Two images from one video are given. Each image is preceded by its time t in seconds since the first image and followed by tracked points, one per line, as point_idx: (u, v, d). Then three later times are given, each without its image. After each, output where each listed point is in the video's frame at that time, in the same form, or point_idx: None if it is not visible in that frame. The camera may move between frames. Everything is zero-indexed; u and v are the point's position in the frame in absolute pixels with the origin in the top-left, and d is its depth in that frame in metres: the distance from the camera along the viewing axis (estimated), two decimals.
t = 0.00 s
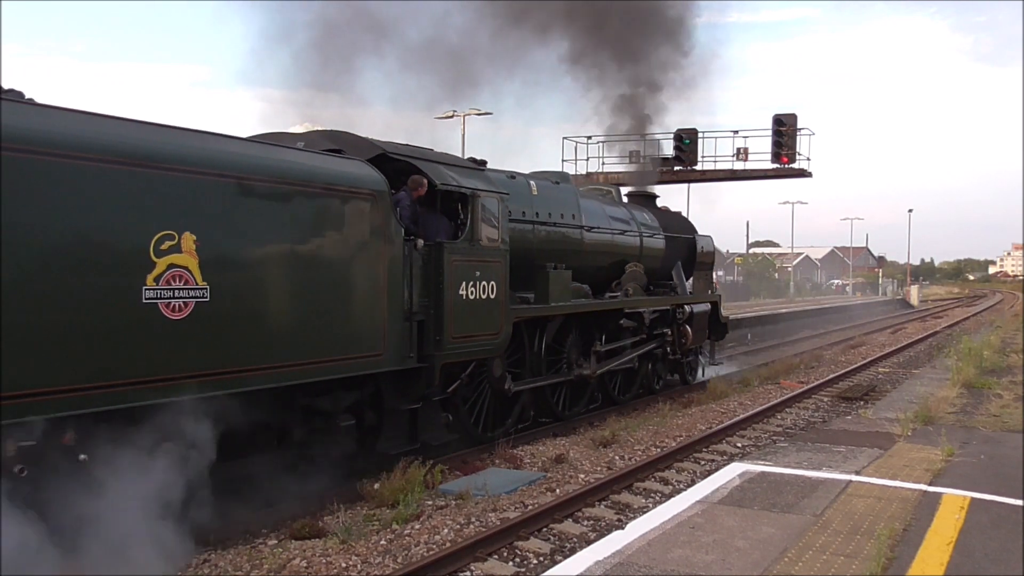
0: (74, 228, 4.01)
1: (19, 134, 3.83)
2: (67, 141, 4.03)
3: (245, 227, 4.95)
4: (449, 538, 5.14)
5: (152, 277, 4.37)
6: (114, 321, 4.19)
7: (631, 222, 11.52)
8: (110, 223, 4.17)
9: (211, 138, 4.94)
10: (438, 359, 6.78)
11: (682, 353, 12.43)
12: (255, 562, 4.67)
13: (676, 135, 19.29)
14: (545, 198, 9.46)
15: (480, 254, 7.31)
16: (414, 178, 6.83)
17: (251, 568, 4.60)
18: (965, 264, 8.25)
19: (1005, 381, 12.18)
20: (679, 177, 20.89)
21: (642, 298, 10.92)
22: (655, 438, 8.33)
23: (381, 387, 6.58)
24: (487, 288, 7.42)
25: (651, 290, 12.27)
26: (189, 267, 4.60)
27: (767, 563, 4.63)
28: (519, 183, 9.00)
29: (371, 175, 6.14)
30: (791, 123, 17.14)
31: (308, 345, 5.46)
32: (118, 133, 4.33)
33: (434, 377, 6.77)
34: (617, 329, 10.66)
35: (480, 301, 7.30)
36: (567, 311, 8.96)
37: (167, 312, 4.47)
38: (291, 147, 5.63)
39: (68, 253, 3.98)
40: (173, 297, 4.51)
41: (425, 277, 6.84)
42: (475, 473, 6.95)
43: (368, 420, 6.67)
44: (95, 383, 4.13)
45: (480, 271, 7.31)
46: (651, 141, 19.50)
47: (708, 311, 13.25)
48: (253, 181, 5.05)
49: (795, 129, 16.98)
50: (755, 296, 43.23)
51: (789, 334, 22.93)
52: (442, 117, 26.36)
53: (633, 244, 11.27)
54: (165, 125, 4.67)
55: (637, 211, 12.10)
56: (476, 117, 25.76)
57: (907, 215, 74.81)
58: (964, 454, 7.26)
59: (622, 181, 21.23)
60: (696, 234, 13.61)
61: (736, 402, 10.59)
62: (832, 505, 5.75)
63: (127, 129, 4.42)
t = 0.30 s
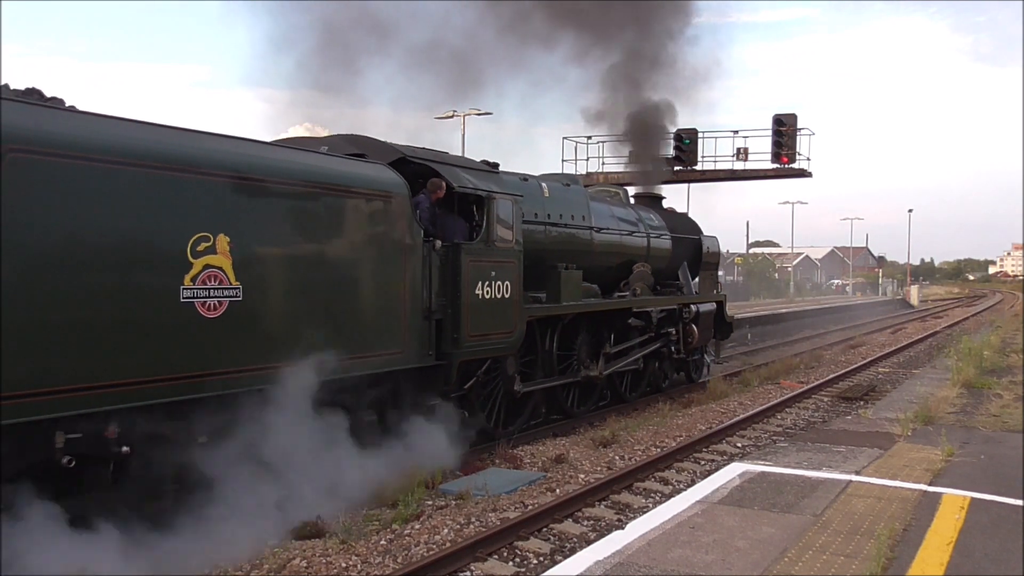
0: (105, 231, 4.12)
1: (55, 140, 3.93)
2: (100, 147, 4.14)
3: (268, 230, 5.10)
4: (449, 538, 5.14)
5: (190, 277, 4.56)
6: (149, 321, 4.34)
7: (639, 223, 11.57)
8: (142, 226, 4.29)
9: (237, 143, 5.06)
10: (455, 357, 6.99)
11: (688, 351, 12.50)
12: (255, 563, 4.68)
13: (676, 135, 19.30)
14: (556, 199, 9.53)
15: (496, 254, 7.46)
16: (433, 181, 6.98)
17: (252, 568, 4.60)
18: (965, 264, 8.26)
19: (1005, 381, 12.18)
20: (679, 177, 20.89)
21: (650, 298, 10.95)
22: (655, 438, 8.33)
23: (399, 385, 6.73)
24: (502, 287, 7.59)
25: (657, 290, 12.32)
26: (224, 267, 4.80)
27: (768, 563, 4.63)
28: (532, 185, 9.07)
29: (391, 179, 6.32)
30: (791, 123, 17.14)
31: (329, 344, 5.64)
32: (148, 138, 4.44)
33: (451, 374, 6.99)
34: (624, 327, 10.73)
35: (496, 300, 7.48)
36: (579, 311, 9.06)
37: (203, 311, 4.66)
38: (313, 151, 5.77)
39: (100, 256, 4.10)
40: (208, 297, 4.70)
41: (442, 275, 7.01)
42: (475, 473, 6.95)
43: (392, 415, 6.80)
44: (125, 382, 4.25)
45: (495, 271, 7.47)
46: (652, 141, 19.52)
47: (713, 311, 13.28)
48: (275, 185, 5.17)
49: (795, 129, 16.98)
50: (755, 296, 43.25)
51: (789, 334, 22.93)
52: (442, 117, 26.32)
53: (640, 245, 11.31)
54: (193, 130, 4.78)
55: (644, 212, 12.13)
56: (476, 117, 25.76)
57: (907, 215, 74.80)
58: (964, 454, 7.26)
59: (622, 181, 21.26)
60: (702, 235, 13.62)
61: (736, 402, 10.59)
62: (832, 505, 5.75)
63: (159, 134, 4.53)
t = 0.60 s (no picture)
0: (142, 234, 4.23)
1: (95, 146, 4.04)
2: (123, 151, 4.19)
3: (296, 232, 5.22)
4: (449, 538, 5.14)
5: (224, 277, 4.69)
6: (184, 320, 4.45)
7: (646, 224, 11.60)
8: (177, 228, 4.41)
9: (264, 148, 5.18)
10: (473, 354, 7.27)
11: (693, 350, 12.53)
12: (255, 563, 4.68)
13: (676, 135, 19.31)
14: (567, 201, 9.60)
15: (510, 254, 7.76)
16: (452, 184, 7.23)
17: (251, 568, 4.61)
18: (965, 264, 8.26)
19: (1005, 381, 12.18)
20: (679, 177, 20.90)
21: (657, 298, 10.97)
22: (655, 438, 8.33)
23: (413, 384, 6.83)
24: (516, 287, 7.87)
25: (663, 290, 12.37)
26: (256, 267, 4.94)
27: (767, 563, 4.63)
28: (544, 187, 9.14)
29: (412, 181, 6.46)
30: (791, 123, 17.15)
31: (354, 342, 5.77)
32: (181, 144, 4.55)
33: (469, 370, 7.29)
34: (632, 326, 10.80)
35: (509, 300, 7.74)
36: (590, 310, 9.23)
37: (237, 309, 4.78)
38: (337, 155, 5.90)
39: (138, 258, 4.20)
40: (242, 296, 4.82)
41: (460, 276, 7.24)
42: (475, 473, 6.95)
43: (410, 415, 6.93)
44: (162, 379, 4.35)
45: (509, 271, 7.75)
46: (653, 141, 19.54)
47: (719, 310, 13.27)
48: (301, 188, 5.28)
49: (795, 129, 16.98)
50: (755, 297, 43.27)
51: (789, 334, 22.94)
52: (442, 117, 26.31)
53: (647, 246, 11.34)
54: (224, 135, 4.90)
55: (651, 213, 12.16)
56: (476, 117, 25.77)
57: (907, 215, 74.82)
58: (964, 454, 7.26)
59: (622, 181, 21.29)
60: (708, 236, 13.63)
61: (736, 402, 10.59)
62: (832, 505, 5.75)
63: (192, 140, 4.65)
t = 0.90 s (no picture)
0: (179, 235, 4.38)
1: (137, 152, 4.21)
2: (130, 152, 4.17)
3: (325, 232, 5.37)
4: (449, 538, 5.14)
5: (258, 277, 4.83)
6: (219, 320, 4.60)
7: (653, 225, 11.63)
8: (213, 230, 4.56)
9: (296, 153, 5.36)
10: (489, 352, 7.35)
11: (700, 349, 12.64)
12: (255, 563, 4.68)
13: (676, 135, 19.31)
14: (578, 203, 9.68)
15: (524, 255, 7.87)
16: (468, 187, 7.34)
17: (251, 568, 4.60)
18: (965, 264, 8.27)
19: (1005, 381, 12.18)
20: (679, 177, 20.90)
21: (665, 298, 11.07)
22: (654, 438, 8.33)
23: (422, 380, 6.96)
24: (530, 287, 7.96)
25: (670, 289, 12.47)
26: (287, 266, 5.07)
27: (767, 563, 4.63)
28: (556, 190, 9.23)
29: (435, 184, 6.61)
30: (791, 123, 17.14)
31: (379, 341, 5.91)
32: (188, 144, 4.54)
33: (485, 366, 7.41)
34: (640, 323, 10.91)
35: (524, 299, 7.83)
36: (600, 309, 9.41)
37: (269, 308, 4.91)
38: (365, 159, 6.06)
39: (175, 260, 4.36)
40: (273, 294, 4.96)
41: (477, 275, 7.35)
42: (475, 473, 6.95)
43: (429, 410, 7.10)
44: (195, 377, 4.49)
45: (524, 271, 7.84)
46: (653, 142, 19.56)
47: (725, 309, 13.38)
48: (329, 192, 5.44)
49: (795, 129, 16.98)
50: (755, 296, 43.27)
51: (789, 334, 22.94)
52: (442, 117, 26.25)
53: (654, 246, 11.38)
54: (261, 141, 5.07)
55: (658, 214, 12.18)
56: (475, 117, 25.77)
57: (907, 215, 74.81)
58: (964, 454, 7.26)
59: (622, 181, 21.30)
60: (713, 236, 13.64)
61: (736, 402, 10.59)
62: (832, 505, 5.75)
63: (229, 144, 4.82)
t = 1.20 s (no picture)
0: (215, 236, 4.63)
1: (179, 157, 4.45)
2: (136, 154, 4.23)
3: (328, 232, 5.43)
4: (449, 538, 5.14)
5: (287, 277, 5.09)
6: (251, 317, 4.84)
7: (661, 225, 11.71)
8: (228, 232, 4.70)
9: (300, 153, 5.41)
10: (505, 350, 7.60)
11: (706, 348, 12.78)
12: (255, 563, 4.68)
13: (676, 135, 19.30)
14: (589, 205, 9.84)
15: (538, 256, 8.11)
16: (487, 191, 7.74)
17: (251, 568, 4.61)
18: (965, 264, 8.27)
19: (1005, 381, 12.18)
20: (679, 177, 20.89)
21: (673, 298, 11.18)
22: (655, 438, 8.33)
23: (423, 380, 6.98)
24: (544, 287, 8.22)
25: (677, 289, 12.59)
26: (317, 267, 5.35)
27: (768, 563, 4.63)
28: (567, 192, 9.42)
29: (453, 188, 6.85)
30: (791, 123, 17.14)
31: (398, 339, 6.16)
32: (194, 146, 4.60)
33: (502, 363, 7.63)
34: (648, 323, 11.05)
35: (538, 299, 8.10)
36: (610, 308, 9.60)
37: (300, 307, 5.20)
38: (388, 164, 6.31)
39: (211, 260, 4.60)
40: (304, 294, 5.25)
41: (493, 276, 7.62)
42: (475, 473, 6.95)
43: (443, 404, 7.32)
44: (229, 372, 4.72)
45: (538, 272, 8.11)
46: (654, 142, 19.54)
47: (731, 309, 13.48)
48: (333, 192, 5.50)
49: (795, 129, 16.97)
50: (755, 296, 43.25)
51: (789, 334, 22.92)
52: (441, 117, 26.18)
53: (662, 247, 11.47)
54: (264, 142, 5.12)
55: (665, 215, 12.25)
56: (475, 117, 25.76)
57: (907, 215, 74.81)
58: (964, 454, 7.26)
59: (622, 181, 21.28)
60: (718, 237, 13.65)
61: (736, 402, 10.59)
62: (832, 505, 5.75)
63: (262, 149, 5.07)
